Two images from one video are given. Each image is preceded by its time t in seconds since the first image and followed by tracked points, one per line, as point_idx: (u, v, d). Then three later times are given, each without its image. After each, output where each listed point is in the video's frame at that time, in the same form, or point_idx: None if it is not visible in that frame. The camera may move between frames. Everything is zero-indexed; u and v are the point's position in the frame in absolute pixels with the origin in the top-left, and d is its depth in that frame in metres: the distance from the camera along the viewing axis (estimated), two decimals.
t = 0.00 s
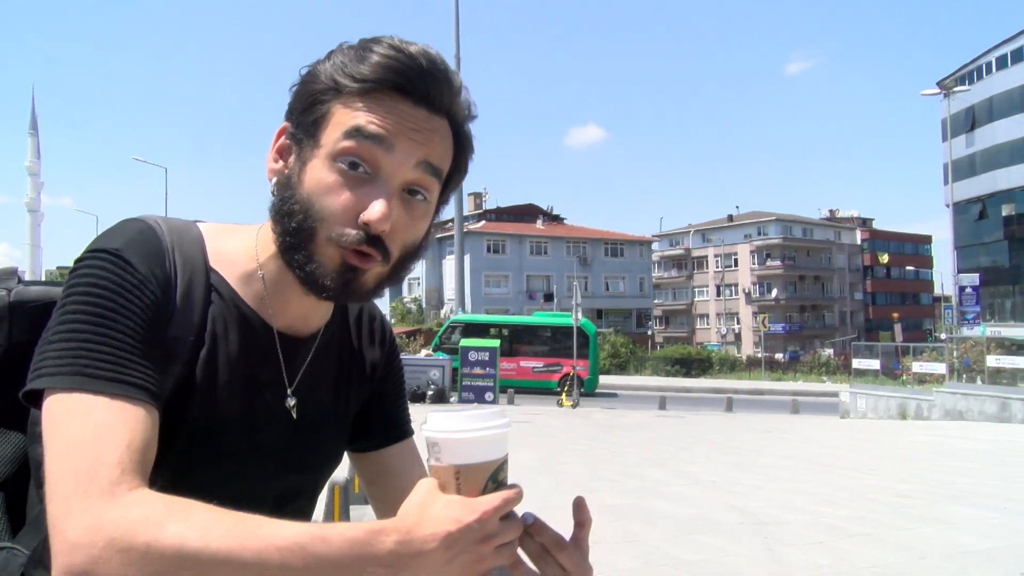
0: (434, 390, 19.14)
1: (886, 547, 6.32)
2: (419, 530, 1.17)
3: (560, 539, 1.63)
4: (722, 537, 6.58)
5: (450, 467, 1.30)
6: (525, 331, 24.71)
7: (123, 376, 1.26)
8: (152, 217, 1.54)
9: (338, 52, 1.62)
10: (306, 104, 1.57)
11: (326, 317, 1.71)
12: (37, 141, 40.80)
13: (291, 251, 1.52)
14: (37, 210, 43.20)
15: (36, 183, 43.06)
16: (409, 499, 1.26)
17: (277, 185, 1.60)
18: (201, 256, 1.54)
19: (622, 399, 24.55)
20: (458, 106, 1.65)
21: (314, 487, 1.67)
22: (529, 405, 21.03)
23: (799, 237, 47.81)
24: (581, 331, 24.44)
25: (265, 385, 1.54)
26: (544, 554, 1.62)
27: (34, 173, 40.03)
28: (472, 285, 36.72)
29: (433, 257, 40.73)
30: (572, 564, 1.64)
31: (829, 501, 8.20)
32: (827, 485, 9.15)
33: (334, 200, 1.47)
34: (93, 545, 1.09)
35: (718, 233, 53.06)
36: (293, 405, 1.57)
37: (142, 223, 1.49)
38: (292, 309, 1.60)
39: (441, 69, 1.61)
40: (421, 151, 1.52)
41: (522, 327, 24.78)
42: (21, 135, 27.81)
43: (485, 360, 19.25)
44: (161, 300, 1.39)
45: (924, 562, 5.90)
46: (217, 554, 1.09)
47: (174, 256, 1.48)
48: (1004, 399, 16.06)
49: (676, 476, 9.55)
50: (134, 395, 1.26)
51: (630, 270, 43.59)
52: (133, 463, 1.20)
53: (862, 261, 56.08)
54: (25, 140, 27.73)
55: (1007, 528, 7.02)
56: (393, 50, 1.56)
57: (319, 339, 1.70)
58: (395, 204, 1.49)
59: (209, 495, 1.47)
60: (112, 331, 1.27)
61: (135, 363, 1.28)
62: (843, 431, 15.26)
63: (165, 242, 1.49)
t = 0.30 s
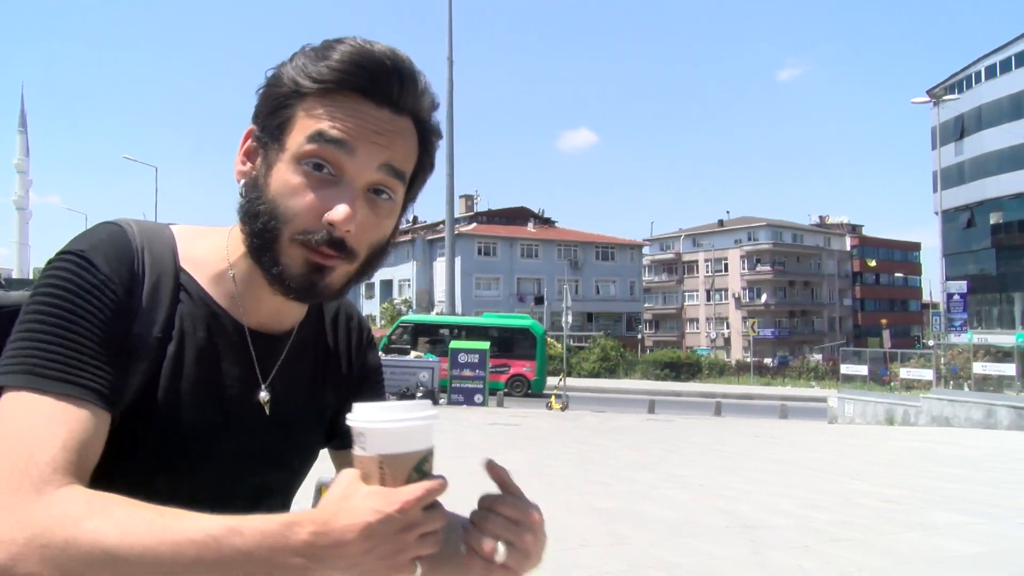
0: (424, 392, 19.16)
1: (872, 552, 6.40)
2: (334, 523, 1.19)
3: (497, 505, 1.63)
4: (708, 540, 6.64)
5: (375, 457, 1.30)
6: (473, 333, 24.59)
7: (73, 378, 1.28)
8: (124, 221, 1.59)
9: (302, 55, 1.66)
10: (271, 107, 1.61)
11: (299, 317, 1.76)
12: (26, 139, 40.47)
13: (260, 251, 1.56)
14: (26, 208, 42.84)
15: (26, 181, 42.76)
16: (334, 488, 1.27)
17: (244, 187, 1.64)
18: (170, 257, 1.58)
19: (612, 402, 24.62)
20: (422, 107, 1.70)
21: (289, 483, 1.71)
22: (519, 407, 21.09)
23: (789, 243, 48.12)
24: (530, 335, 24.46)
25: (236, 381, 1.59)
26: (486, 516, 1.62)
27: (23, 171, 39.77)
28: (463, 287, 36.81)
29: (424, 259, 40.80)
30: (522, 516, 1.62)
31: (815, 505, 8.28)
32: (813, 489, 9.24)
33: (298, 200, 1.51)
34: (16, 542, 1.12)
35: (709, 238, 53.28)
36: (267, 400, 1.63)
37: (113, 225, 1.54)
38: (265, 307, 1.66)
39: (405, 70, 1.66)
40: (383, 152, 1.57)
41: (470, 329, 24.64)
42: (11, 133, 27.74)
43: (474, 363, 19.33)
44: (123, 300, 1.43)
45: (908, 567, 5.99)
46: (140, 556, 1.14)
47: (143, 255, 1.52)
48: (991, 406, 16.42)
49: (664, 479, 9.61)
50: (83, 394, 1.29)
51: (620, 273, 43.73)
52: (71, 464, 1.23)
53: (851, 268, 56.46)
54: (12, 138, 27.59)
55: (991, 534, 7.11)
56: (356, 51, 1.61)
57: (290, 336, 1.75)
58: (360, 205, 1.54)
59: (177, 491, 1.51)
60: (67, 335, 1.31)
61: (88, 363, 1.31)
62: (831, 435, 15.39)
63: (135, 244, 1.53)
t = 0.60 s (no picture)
0: (423, 398, 19.17)
1: (869, 559, 6.41)
2: (285, 508, 1.21)
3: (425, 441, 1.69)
4: (706, 547, 6.66)
5: (323, 433, 1.31)
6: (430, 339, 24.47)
7: (46, 383, 1.29)
8: (110, 231, 1.60)
9: (293, 69, 1.69)
10: (260, 120, 1.63)
11: (282, 323, 1.77)
12: (27, 145, 40.58)
13: (245, 260, 1.57)
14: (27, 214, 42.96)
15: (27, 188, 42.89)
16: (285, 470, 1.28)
17: (231, 195, 1.65)
18: (156, 264, 1.60)
19: (611, 409, 24.63)
20: (409, 122, 1.72)
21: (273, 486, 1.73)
22: (518, 413, 21.10)
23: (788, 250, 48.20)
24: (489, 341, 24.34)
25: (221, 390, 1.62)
26: (403, 455, 1.66)
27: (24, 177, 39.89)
28: (463, 294, 36.87)
29: (424, 265, 40.91)
30: (439, 446, 1.68)
31: (813, 512, 8.30)
32: (810, 496, 9.25)
33: (282, 208, 1.52)
34: None
35: (709, 244, 53.33)
36: (252, 404, 1.66)
37: (100, 235, 1.56)
38: (249, 312, 1.67)
39: (393, 85, 1.68)
40: (367, 166, 1.58)
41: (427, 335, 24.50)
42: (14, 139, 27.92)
43: (474, 369, 19.26)
44: (105, 308, 1.44)
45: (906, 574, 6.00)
46: (105, 557, 1.16)
47: (127, 263, 1.54)
48: (990, 414, 16.23)
49: (662, 485, 9.63)
50: (60, 400, 1.30)
51: (620, 280, 43.78)
52: (38, 468, 1.24)
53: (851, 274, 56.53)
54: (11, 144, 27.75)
55: (988, 541, 7.13)
56: (346, 69, 1.63)
57: (275, 341, 1.77)
58: (344, 216, 1.55)
59: (159, 498, 1.51)
60: (46, 339, 1.32)
61: (65, 369, 1.32)
62: (830, 442, 15.41)
63: (120, 251, 1.54)
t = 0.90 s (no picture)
0: (422, 396, 19.14)
1: (869, 557, 6.39)
2: (276, 536, 1.25)
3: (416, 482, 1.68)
4: (705, 544, 6.65)
5: (316, 465, 1.35)
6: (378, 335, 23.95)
7: (42, 385, 1.27)
8: (105, 229, 1.57)
9: (291, 68, 1.67)
10: (258, 121, 1.61)
11: (277, 321, 1.75)
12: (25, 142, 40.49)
13: (242, 260, 1.55)
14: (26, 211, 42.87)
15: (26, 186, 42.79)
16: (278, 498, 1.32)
17: (229, 194, 1.63)
18: (151, 262, 1.57)
19: (609, 407, 24.60)
20: (407, 124, 1.70)
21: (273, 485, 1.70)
22: (517, 411, 21.07)
23: (787, 248, 48.16)
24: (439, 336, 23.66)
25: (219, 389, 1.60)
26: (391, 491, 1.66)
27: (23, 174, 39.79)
28: (461, 291, 36.82)
29: (422, 263, 40.90)
30: (426, 489, 1.70)
31: (812, 510, 8.28)
32: (809, 494, 9.23)
33: (279, 212, 1.51)
34: None
35: (707, 242, 53.27)
36: (249, 402, 1.63)
37: (95, 234, 1.53)
38: (246, 310, 1.65)
39: (391, 87, 1.66)
40: (363, 170, 1.56)
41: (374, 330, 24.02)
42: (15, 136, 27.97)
43: (473, 366, 19.27)
44: (101, 307, 1.42)
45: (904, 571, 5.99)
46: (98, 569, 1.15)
47: (124, 262, 1.51)
48: (988, 411, 16.35)
49: (660, 483, 9.61)
50: (59, 403, 1.29)
51: (619, 277, 43.74)
52: (34, 472, 1.23)
53: (849, 272, 56.48)
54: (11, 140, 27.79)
55: (988, 539, 7.11)
56: (344, 69, 1.61)
57: (271, 338, 1.74)
58: (339, 222, 1.54)
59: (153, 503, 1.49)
60: (41, 339, 1.30)
61: (61, 373, 1.30)
62: (829, 440, 15.37)
63: (116, 250, 1.52)
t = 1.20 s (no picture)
0: (421, 387, 19.18)
1: (868, 543, 6.42)
2: (267, 523, 1.24)
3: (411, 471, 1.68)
4: (705, 532, 6.68)
5: (306, 451, 1.36)
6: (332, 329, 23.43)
7: (35, 380, 1.27)
8: (91, 222, 1.57)
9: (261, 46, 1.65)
10: (230, 101, 1.58)
11: (269, 306, 1.75)
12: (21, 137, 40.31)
13: (223, 243, 1.55)
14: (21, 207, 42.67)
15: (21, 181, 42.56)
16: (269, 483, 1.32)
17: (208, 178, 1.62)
18: (140, 254, 1.56)
19: (608, 396, 24.65)
20: (385, 98, 1.68)
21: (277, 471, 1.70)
22: (517, 401, 21.10)
23: (785, 236, 48.14)
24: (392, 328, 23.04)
25: (216, 374, 1.58)
26: (388, 482, 1.67)
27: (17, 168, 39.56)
28: (460, 282, 36.78)
29: (421, 254, 40.87)
30: (422, 478, 1.69)
31: (811, 497, 8.32)
32: (808, 481, 9.27)
33: (255, 194, 1.50)
34: None
35: (705, 231, 53.22)
36: (247, 385, 1.63)
37: (82, 228, 1.52)
38: (237, 296, 1.66)
39: (365, 61, 1.63)
40: (340, 145, 1.55)
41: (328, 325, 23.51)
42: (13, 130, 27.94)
43: (472, 357, 19.28)
44: (91, 299, 1.41)
45: (903, 557, 6.02)
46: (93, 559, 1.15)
47: (111, 253, 1.51)
48: (987, 397, 16.40)
49: (659, 471, 9.65)
50: (48, 397, 1.28)
51: (617, 267, 43.73)
52: (26, 465, 1.23)
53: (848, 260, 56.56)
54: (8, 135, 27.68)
55: (987, 525, 7.14)
56: (317, 46, 1.59)
57: (263, 325, 1.74)
58: (318, 198, 1.53)
59: (153, 497, 1.47)
60: (31, 333, 1.29)
61: (50, 367, 1.29)
62: (828, 428, 15.42)
63: (104, 243, 1.51)
